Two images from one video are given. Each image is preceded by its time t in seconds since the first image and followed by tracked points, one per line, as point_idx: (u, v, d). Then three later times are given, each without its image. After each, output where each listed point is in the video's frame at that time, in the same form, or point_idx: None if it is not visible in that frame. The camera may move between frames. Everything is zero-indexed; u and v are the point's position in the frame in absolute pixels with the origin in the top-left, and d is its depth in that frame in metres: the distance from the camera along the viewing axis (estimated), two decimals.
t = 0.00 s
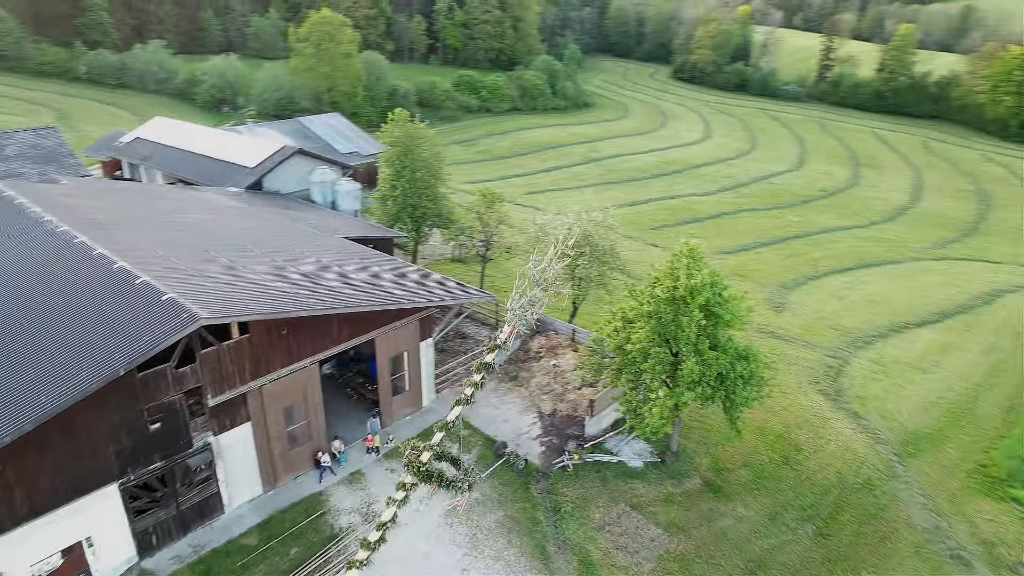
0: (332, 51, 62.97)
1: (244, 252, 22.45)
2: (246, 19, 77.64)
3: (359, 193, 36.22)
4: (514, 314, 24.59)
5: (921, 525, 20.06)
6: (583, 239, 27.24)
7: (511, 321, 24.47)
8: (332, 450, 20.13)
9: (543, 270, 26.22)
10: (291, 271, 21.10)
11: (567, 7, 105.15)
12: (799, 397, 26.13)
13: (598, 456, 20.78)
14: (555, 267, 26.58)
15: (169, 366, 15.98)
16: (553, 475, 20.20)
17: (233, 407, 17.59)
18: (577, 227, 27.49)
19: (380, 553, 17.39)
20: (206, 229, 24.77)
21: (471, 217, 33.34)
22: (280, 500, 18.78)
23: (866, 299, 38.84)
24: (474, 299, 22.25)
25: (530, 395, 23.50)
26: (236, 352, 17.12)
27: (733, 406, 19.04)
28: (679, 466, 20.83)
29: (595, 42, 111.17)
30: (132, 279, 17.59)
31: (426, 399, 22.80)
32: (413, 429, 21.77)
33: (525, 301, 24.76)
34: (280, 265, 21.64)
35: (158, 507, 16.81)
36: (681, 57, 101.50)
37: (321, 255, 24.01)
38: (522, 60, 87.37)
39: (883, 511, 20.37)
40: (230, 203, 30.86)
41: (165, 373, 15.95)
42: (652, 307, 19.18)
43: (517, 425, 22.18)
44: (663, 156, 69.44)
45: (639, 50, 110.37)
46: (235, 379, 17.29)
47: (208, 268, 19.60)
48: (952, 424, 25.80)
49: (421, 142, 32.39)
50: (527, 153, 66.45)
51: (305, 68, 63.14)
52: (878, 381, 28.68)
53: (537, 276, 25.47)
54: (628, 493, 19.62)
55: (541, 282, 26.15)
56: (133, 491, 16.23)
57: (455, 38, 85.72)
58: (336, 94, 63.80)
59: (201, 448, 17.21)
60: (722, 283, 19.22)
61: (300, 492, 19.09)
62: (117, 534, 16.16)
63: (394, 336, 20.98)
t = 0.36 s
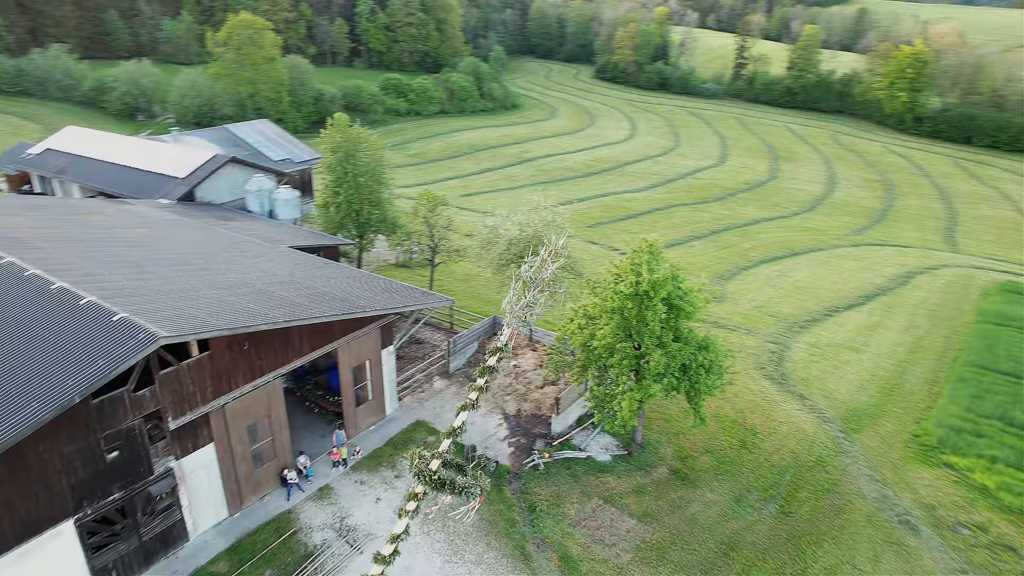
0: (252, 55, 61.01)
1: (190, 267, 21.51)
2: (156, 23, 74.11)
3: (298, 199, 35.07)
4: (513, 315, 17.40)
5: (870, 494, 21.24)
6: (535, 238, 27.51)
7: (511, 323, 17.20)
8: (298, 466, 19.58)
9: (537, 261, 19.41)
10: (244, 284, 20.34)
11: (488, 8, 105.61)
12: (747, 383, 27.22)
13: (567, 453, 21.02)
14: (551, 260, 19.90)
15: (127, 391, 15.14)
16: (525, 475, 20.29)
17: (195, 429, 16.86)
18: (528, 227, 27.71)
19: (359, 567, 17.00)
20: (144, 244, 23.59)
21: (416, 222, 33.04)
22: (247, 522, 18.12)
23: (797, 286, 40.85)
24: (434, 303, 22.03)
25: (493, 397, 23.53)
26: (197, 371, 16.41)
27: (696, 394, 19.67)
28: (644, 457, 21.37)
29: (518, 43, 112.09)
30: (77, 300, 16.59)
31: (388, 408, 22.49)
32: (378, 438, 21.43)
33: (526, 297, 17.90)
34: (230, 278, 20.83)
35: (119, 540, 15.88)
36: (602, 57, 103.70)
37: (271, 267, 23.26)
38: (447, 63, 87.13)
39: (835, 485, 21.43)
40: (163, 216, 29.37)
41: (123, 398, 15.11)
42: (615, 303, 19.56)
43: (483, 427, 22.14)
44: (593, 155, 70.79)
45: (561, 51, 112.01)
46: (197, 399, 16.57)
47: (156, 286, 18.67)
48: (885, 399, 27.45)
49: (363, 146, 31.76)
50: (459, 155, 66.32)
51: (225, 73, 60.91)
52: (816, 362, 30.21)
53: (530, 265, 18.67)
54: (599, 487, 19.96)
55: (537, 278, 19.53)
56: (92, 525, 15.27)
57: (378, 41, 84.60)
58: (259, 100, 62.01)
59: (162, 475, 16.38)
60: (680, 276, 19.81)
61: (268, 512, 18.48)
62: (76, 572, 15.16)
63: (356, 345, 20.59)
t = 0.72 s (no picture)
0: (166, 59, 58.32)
1: (130, 285, 20.31)
2: (53, 26, 69.59)
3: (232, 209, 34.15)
4: (513, 317, 23.39)
5: (822, 471, 22.33)
6: (485, 241, 27.46)
7: (511, 324, 23.07)
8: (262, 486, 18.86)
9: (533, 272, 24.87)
10: (193, 299, 19.39)
11: (407, 11, 104.74)
12: (696, 372, 28.14)
13: (535, 452, 21.11)
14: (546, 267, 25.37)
15: (81, 421, 14.18)
16: (497, 477, 20.26)
17: (154, 456, 15.96)
18: (478, 229, 27.67)
19: None
20: (75, 263, 22.12)
21: (359, 229, 32.46)
22: (214, 549, 17.29)
23: (730, 276, 42.52)
24: (392, 310, 21.68)
25: (455, 402, 23.40)
26: (155, 395, 15.56)
27: (659, 386, 20.23)
28: (610, 451, 21.74)
29: (438, 46, 111.71)
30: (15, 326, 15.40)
31: (350, 420, 21.99)
32: (342, 452, 20.92)
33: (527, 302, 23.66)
34: (177, 294, 19.81)
35: None
36: (524, 59, 104.71)
37: (217, 281, 22.27)
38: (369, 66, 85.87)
39: (789, 464, 22.42)
40: (87, 232, 27.56)
41: (77, 428, 14.15)
42: (578, 301, 19.86)
43: (449, 433, 21.97)
44: (522, 155, 71.40)
45: (482, 52, 112.29)
46: (155, 424, 15.69)
47: (99, 306, 17.54)
48: (823, 380, 28.97)
49: (300, 154, 30.81)
50: (389, 159, 65.52)
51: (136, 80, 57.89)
52: (758, 348, 31.54)
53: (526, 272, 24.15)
54: (570, 484, 20.19)
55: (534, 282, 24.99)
56: (47, 567, 14.19)
57: (297, 44, 82.48)
58: (175, 107, 59.34)
59: (121, 508, 15.42)
60: (639, 271, 20.32)
61: (234, 536, 17.71)
62: None
63: (316, 357, 20.03)
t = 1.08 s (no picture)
0: (68, 64, 54.77)
1: (66, 307, 18.98)
2: None
3: (160, 223, 32.36)
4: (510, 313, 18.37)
5: (774, 451, 23.37)
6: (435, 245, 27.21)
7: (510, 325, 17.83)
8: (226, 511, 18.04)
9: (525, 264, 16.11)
10: (140, 317, 18.30)
11: (322, 14, 102.47)
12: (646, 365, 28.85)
13: (503, 454, 21.10)
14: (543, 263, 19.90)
15: (32, 456, 13.18)
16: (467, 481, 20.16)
17: (112, 488, 15.00)
18: (427, 233, 27.36)
19: None
20: None
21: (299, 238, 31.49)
22: None
23: (665, 270, 43.81)
24: (350, 319, 21.12)
25: (417, 409, 23.10)
26: (111, 423, 14.64)
27: (623, 380, 20.69)
28: (575, 448, 22.04)
29: (355, 49, 109.73)
30: None
31: (311, 435, 21.36)
32: (306, 468, 20.29)
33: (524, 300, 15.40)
34: (120, 314, 18.64)
35: None
36: (444, 61, 104.37)
37: (160, 297, 21.09)
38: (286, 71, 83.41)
39: (744, 447, 23.34)
40: None
41: (28, 465, 13.14)
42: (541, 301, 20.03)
43: (413, 441, 21.67)
44: (450, 158, 71.16)
45: (401, 56, 111.11)
46: (112, 454, 14.76)
47: (38, 331, 16.31)
48: (764, 365, 30.28)
49: (233, 161, 29.65)
50: (313, 166, 63.85)
51: (34, 87, 54.09)
52: (700, 338, 32.67)
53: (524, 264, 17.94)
54: (540, 482, 20.34)
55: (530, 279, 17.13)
56: None
57: (208, 49, 79.20)
58: (78, 116, 55.74)
59: (78, 547, 14.40)
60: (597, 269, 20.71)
61: (200, 565, 16.84)
62: None
63: (275, 372, 19.35)
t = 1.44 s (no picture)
0: None
1: None
2: None
3: (78, 241, 30.28)
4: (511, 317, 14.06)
5: (728, 436, 24.30)
6: (383, 252, 26.78)
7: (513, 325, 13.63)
8: (187, 540, 17.11)
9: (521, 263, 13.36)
10: (82, 340, 17.05)
11: (230, 17, 98.66)
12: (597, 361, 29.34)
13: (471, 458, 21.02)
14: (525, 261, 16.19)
15: None
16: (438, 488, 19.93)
17: (68, 527, 13.94)
18: (374, 239, 26.90)
19: None
20: None
21: (235, 250, 30.22)
22: None
23: (602, 267, 44.66)
24: (306, 331, 20.42)
25: (377, 420, 22.64)
26: (65, 456, 13.61)
27: (587, 376, 21.04)
28: (541, 446, 22.21)
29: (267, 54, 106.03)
30: None
31: (270, 454, 20.59)
32: (268, 488, 19.53)
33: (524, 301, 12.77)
34: (57, 336, 17.28)
35: None
36: (361, 65, 102.56)
37: (96, 318, 19.71)
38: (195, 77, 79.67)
39: (700, 434, 24.14)
40: None
41: None
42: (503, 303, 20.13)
43: (377, 452, 21.23)
44: (375, 163, 69.99)
45: (315, 59, 108.35)
46: (67, 490, 13.70)
47: None
48: (707, 354, 31.36)
49: (161, 172, 28.24)
50: (232, 175, 61.32)
51: None
52: (644, 331, 33.53)
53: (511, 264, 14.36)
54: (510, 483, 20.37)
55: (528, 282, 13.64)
56: None
57: (107, 55, 74.65)
58: None
59: None
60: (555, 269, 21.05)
61: None
62: None
63: (232, 392, 18.56)
